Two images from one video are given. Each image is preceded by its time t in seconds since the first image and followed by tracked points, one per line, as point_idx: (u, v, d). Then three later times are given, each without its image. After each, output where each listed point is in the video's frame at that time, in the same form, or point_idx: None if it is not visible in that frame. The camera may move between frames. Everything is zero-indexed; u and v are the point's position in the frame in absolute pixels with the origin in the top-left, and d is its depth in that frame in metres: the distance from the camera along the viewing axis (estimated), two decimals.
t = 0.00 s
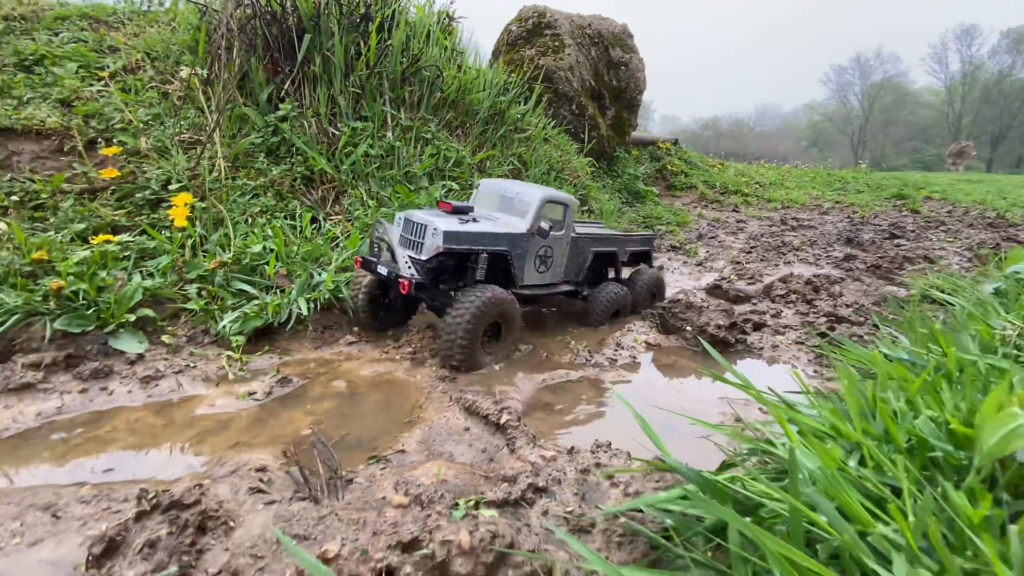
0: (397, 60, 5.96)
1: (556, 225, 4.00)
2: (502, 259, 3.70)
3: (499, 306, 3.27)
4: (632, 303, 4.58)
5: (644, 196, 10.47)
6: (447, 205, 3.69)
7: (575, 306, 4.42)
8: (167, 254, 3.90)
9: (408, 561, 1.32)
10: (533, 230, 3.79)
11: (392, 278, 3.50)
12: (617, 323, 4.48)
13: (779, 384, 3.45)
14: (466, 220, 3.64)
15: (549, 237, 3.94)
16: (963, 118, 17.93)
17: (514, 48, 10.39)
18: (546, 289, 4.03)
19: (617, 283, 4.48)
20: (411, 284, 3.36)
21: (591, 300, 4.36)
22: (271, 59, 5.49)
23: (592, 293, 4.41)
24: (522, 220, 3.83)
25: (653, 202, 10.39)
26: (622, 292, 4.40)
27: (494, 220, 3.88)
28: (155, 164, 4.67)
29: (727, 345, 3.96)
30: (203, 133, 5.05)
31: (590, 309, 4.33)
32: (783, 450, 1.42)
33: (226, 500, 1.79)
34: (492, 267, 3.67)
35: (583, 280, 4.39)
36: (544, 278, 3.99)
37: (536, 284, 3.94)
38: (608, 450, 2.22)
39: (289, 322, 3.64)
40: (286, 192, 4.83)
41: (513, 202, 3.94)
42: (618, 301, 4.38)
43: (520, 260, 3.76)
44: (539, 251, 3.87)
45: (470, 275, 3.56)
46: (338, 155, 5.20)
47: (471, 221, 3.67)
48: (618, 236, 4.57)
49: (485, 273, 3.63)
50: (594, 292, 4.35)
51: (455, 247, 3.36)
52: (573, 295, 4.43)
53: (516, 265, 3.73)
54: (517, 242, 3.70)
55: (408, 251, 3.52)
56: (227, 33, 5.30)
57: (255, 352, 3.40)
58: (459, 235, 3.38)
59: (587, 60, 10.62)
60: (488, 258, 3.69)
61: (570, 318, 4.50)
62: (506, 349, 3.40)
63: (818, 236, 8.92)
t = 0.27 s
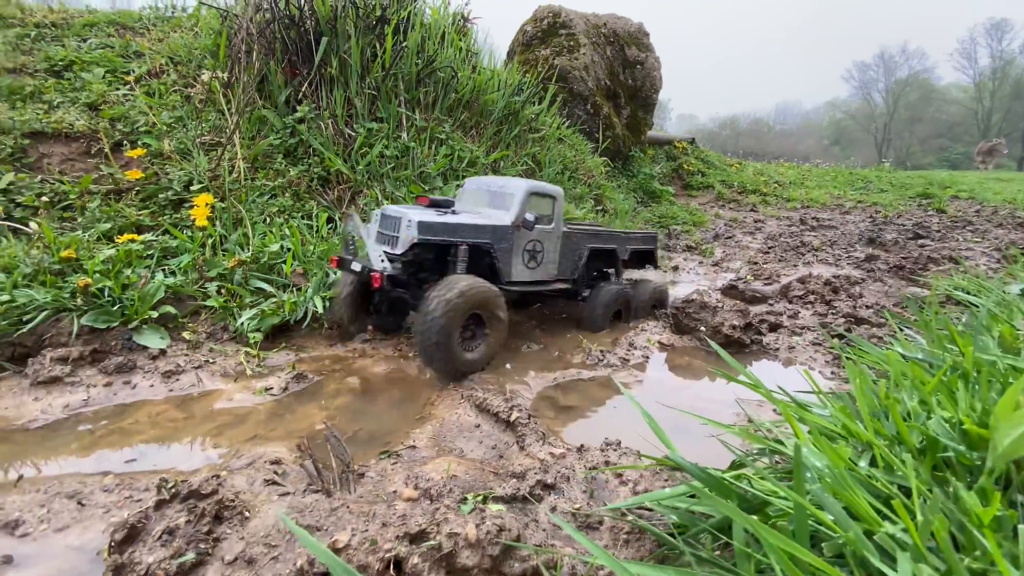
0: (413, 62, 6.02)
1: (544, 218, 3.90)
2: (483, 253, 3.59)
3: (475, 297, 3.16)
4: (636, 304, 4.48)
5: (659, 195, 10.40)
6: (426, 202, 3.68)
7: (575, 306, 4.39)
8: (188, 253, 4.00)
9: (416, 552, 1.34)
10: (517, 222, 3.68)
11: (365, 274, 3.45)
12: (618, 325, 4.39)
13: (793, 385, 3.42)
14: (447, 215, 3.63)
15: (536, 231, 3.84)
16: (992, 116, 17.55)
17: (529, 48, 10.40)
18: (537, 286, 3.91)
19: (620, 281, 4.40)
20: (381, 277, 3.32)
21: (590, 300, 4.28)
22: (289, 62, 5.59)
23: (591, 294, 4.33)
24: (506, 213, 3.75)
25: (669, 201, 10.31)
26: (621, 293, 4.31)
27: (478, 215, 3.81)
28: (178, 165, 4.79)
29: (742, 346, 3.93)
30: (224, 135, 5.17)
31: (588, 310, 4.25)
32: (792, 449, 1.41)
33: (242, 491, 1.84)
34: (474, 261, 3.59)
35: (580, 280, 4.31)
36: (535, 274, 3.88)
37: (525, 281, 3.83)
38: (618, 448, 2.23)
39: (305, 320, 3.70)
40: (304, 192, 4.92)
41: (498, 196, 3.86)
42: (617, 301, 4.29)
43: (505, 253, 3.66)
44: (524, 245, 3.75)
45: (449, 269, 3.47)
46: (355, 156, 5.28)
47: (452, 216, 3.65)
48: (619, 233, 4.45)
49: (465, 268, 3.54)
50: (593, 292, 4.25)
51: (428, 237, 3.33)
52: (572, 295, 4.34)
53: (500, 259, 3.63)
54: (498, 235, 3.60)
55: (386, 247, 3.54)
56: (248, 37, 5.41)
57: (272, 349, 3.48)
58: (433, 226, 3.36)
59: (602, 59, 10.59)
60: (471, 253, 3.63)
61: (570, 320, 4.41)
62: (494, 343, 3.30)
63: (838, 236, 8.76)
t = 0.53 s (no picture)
0: (427, 61, 6.03)
1: (518, 223, 3.54)
2: (450, 267, 3.22)
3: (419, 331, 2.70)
4: (627, 308, 4.19)
5: (674, 195, 10.29)
6: (383, 211, 3.24)
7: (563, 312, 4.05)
8: (206, 251, 4.03)
9: (434, 554, 1.32)
10: (489, 232, 3.32)
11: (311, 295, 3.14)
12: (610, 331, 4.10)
13: (814, 388, 3.35)
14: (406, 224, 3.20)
15: (510, 238, 3.47)
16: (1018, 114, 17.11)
17: (542, 47, 10.35)
18: (513, 298, 3.58)
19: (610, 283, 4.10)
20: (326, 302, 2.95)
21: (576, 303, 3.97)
22: (305, 62, 5.63)
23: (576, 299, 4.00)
24: (476, 219, 3.38)
25: (683, 201, 10.21)
26: (610, 295, 4.01)
27: (446, 223, 3.43)
28: (196, 165, 4.84)
29: (760, 348, 3.86)
30: (241, 134, 5.21)
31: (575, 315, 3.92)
32: (824, 454, 1.36)
33: (259, 488, 1.84)
34: (439, 276, 3.20)
35: (565, 285, 3.99)
36: (509, 286, 3.54)
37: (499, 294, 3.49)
38: (636, 450, 2.19)
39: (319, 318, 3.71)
40: (319, 191, 4.95)
41: (467, 202, 3.49)
42: (605, 303, 4.00)
43: (475, 265, 3.30)
44: (498, 256, 3.40)
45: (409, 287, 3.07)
46: (370, 155, 5.31)
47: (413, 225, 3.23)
48: (607, 235, 4.12)
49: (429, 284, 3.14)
50: (580, 294, 3.96)
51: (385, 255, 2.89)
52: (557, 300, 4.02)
53: (469, 273, 3.26)
54: (467, 247, 3.23)
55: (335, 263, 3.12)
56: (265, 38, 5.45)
57: (288, 346, 3.49)
58: (389, 241, 2.90)
59: (616, 58, 10.51)
60: (435, 267, 3.23)
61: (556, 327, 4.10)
62: (470, 352, 2.94)
63: (858, 236, 8.59)
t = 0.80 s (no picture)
0: (445, 60, 6.09)
1: (490, 225, 3.36)
2: (414, 275, 3.03)
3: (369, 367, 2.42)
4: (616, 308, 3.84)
5: (690, 194, 10.22)
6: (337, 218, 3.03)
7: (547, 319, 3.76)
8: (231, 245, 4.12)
9: (466, 529, 1.35)
10: (455, 236, 3.13)
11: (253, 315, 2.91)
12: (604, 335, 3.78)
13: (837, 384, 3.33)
14: (362, 231, 3.01)
15: (479, 241, 3.28)
16: None
17: (557, 47, 10.36)
18: (488, 305, 3.39)
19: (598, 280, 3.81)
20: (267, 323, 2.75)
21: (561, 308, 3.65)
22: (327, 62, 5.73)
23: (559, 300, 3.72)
24: (443, 222, 3.20)
25: (699, 200, 10.13)
26: (598, 293, 3.67)
27: (411, 228, 3.25)
28: (221, 162, 4.94)
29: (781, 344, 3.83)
30: (264, 133, 5.32)
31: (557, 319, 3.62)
32: (854, 436, 1.37)
33: (290, 469, 1.89)
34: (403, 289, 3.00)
35: (547, 287, 3.77)
36: (484, 292, 3.36)
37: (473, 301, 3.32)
38: (659, 439, 2.21)
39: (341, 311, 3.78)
40: (340, 188, 5.03)
41: (433, 203, 3.31)
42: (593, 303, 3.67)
43: (442, 272, 3.11)
44: (468, 261, 3.22)
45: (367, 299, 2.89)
46: (389, 153, 5.38)
47: (371, 231, 3.05)
48: (593, 232, 3.92)
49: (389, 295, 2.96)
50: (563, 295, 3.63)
51: (337, 267, 2.72)
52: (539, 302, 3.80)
53: (436, 281, 3.08)
54: (431, 254, 3.04)
55: (284, 278, 2.95)
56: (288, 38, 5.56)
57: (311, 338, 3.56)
58: (339, 251, 2.72)
59: (631, 57, 10.49)
60: (398, 276, 3.05)
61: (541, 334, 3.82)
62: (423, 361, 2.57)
63: (879, 235, 8.45)
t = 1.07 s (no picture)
0: (477, 66, 6.19)
1: (492, 218, 3.27)
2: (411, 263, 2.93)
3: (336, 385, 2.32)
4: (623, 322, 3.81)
5: (720, 195, 10.06)
6: (330, 198, 2.96)
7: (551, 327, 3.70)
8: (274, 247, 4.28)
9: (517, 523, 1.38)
10: (457, 224, 3.04)
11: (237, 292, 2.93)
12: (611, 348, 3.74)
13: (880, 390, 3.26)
14: (357, 213, 2.89)
15: (480, 231, 3.17)
16: None
17: (585, 49, 10.37)
18: (489, 301, 3.27)
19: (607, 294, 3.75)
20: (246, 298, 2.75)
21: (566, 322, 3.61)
22: (362, 70, 5.89)
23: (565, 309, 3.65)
24: (443, 211, 3.10)
25: (730, 201, 9.98)
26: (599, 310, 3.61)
27: (412, 215, 3.17)
28: (263, 168, 5.14)
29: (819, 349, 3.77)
30: (302, 139, 5.49)
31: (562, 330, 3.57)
32: (910, 439, 1.36)
33: (340, 462, 1.96)
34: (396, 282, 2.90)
35: (553, 292, 3.66)
36: (484, 286, 3.23)
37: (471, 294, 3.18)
38: (699, 442, 2.22)
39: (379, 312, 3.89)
40: (374, 192, 5.17)
41: (437, 193, 3.26)
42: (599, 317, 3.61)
43: (440, 262, 2.99)
44: (469, 252, 3.11)
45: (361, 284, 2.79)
46: (422, 157, 5.51)
47: (367, 214, 2.93)
48: (604, 235, 3.80)
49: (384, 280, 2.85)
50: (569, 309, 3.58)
51: (329, 246, 2.59)
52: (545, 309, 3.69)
53: (432, 270, 2.96)
54: (430, 241, 2.93)
55: (273, 257, 2.92)
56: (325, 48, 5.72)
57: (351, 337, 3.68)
58: (329, 228, 2.60)
59: (660, 59, 10.42)
60: (395, 263, 2.95)
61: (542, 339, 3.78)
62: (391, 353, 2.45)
63: (920, 237, 8.17)
